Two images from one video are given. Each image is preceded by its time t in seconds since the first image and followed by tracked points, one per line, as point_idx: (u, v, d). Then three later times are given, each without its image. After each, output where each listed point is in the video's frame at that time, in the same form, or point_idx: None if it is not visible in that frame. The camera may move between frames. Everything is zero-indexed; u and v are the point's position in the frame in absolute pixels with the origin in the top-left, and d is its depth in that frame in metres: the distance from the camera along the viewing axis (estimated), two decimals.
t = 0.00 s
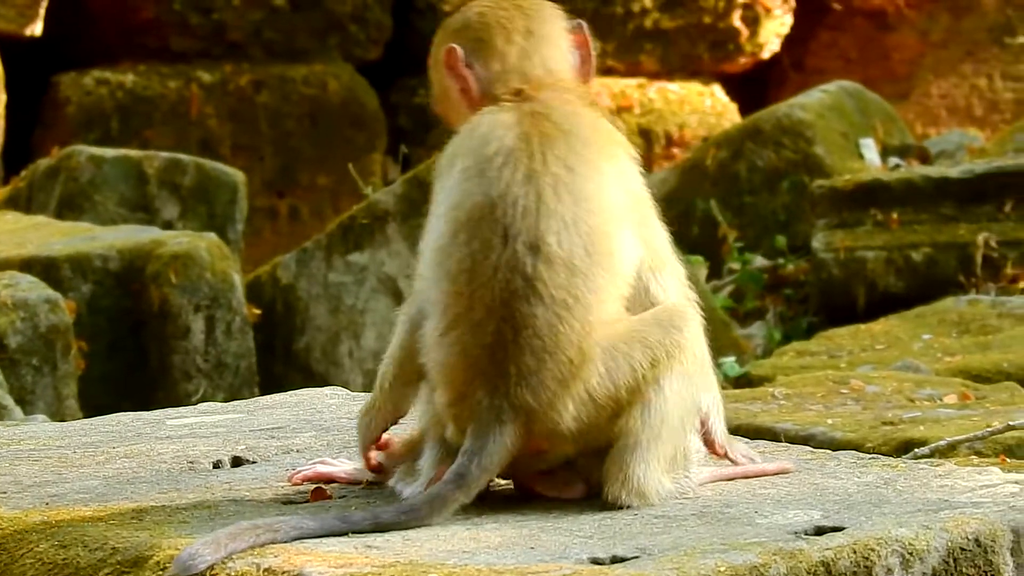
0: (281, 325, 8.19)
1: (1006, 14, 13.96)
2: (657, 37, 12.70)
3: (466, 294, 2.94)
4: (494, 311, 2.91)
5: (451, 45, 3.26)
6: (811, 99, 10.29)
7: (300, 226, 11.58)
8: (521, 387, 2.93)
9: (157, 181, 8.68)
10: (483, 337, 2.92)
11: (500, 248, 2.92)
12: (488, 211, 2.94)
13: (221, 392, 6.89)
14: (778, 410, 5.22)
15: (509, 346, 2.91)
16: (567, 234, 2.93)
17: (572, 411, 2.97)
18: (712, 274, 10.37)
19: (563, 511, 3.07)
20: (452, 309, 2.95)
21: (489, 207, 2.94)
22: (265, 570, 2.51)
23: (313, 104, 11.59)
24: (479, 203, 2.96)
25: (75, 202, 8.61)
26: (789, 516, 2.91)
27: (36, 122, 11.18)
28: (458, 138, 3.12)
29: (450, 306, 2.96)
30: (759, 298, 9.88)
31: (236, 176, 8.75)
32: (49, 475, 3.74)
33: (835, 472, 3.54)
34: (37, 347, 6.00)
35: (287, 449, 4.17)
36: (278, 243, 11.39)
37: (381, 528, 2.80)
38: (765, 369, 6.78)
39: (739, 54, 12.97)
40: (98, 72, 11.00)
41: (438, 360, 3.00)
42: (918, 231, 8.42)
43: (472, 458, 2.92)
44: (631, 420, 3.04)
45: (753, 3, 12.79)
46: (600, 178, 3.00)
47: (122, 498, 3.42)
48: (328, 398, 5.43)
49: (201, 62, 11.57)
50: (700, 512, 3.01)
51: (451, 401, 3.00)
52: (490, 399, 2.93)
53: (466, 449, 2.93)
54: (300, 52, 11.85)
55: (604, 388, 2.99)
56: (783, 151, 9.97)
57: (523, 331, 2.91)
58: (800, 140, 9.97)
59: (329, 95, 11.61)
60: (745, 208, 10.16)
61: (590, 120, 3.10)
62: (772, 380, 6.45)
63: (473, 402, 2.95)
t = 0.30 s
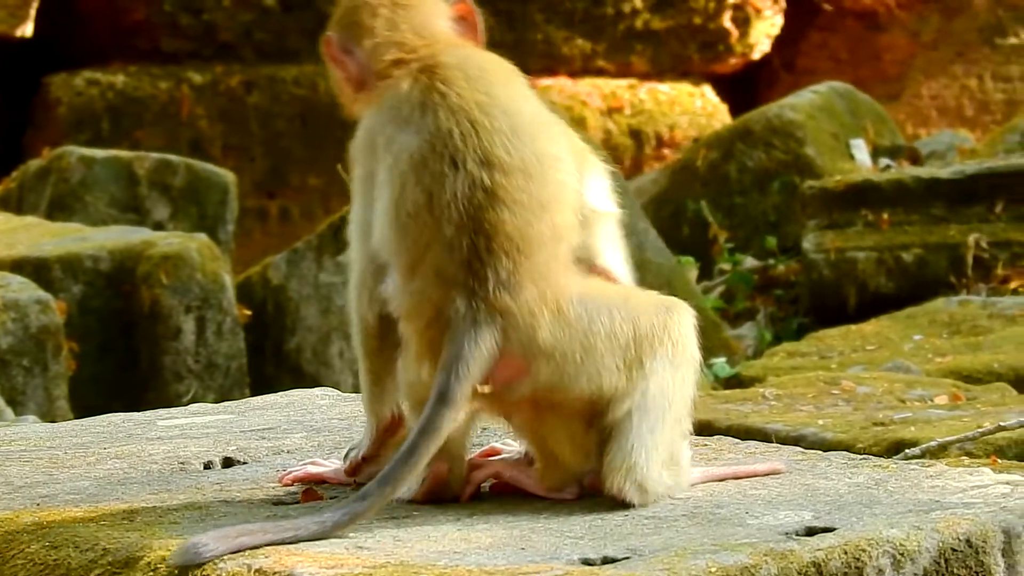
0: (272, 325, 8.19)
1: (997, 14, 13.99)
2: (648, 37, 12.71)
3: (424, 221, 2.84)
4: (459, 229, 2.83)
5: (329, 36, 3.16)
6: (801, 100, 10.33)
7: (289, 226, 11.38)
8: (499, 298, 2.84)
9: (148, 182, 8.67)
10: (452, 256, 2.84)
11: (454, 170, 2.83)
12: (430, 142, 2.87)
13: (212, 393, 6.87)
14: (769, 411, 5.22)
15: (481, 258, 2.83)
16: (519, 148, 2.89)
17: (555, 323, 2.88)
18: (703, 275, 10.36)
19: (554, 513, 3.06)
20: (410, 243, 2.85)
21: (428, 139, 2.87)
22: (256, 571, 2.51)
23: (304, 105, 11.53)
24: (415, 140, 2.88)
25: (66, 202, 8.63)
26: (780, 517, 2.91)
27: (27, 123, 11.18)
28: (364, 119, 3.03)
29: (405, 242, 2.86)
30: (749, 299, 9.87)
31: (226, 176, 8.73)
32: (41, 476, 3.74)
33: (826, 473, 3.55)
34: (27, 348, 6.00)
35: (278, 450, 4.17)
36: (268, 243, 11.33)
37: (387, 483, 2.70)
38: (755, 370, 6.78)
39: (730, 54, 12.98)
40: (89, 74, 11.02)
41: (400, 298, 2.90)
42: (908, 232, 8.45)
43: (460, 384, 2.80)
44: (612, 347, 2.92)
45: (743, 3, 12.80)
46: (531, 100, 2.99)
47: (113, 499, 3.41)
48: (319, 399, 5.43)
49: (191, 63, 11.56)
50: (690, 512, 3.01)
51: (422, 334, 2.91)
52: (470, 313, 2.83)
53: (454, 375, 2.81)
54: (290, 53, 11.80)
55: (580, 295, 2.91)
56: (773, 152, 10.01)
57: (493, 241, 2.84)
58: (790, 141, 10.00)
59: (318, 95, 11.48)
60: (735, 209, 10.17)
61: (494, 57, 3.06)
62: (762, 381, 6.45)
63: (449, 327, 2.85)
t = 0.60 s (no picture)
0: (267, 328, 8.19)
1: (991, 16, 14.03)
2: (643, 39, 12.72)
3: (365, 176, 2.95)
4: (398, 177, 2.94)
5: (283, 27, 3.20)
6: (795, 102, 10.35)
7: (284, 228, 11.37)
8: (450, 238, 2.98)
9: (143, 184, 8.65)
10: (396, 206, 2.95)
11: (381, 121, 2.94)
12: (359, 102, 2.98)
13: (208, 395, 6.84)
14: (763, 413, 5.22)
15: (424, 202, 2.94)
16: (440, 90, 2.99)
17: (516, 253, 3.05)
18: (698, 276, 10.34)
19: (549, 515, 3.06)
20: (355, 195, 2.96)
21: (358, 100, 2.98)
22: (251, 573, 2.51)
23: (298, 107, 11.50)
24: (346, 105, 3.00)
25: (60, 204, 8.64)
26: (775, 519, 2.92)
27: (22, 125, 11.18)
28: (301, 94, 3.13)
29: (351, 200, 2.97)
30: (744, 300, 9.85)
31: (221, 178, 8.72)
32: (36, 478, 3.73)
33: (822, 475, 3.55)
34: (23, 350, 5.99)
35: (273, 451, 4.17)
36: (263, 245, 11.28)
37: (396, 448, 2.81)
38: (751, 372, 6.78)
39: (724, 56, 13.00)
40: (83, 75, 11.03)
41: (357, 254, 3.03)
42: (903, 233, 8.46)
43: (429, 330, 2.95)
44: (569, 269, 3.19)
45: (738, 5, 12.82)
46: (447, 47, 3.09)
47: (108, 501, 3.41)
48: (314, 401, 5.43)
49: (186, 65, 11.55)
50: (686, 515, 3.01)
51: (384, 287, 3.03)
52: (425, 257, 2.96)
53: (424, 322, 2.96)
54: (285, 56, 11.78)
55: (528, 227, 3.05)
56: (767, 154, 10.03)
57: (433, 184, 2.95)
58: (785, 143, 10.04)
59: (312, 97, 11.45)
60: (730, 210, 10.17)
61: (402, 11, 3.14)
62: (758, 383, 6.45)
63: (407, 275, 2.98)
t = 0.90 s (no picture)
0: (263, 330, 8.20)
1: (987, 16, 14.04)
2: (638, 41, 12.71)
3: (361, 108, 3.11)
4: (396, 101, 3.11)
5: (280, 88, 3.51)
6: (790, 103, 10.36)
7: (280, 230, 11.37)
8: (451, 141, 3.06)
9: (138, 187, 8.64)
10: (395, 123, 3.07)
11: (374, 64, 3.16)
12: (350, 64, 3.22)
13: (203, 398, 6.81)
14: (760, 414, 5.23)
15: (424, 115, 3.08)
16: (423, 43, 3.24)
17: (515, 184, 3.13)
18: (693, 278, 10.35)
19: (546, 517, 3.06)
20: (354, 124, 3.10)
21: (347, 65, 3.22)
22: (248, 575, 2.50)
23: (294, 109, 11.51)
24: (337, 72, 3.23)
25: (56, 208, 8.65)
26: (771, 520, 2.92)
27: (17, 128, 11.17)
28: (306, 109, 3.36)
29: (347, 142, 3.11)
30: (739, 302, 9.84)
31: (217, 180, 8.72)
32: (32, 481, 3.73)
33: (818, 476, 3.55)
34: (18, 353, 5.98)
35: (269, 453, 4.17)
36: (258, 247, 11.31)
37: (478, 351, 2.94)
38: (747, 373, 6.78)
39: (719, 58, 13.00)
40: (79, 78, 11.02)
41: (355, 191, 3.10)
42: (899, 234, 8.46)
43: (448, 224, 2.97)
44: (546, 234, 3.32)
45: (733, 6, 12.83)
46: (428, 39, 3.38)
47: (104, 503, 3.40)
48: (310, 403, 5.43)
49: (181, 68, 11.54)
50: (682, 517, 3.01)
51: (387, 209, 3.06)
52: (428, 159, 3.03)
53: (440, 218, 2.98)
54: (280, 58, 11.78)
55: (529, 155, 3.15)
56: (762, 155, 10.05)
57: (431, 103, 3.10)
58: (780, 143, 10.05)
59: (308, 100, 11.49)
60: (726, 212, 10.18)
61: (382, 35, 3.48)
62: (754, 384, 6.46)
63: (411, 183, 3.02)
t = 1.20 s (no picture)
0: (264, 332, 8.20)
1: (988, 19, 14.06)
2: (640, 44, 12.71)
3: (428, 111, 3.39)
4: (458, 110, 3.38)
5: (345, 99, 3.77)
6: (792, 106, 10.35)
7: (282, 234, 11.41)
8: (499, 148, 3.30)
9: (139, 189, 8.64)
10: (457, 125, 3.33)
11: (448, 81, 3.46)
12: (424, 79, 3.52)
13: (205, 401, 6.85)
14: (761, 417, 5.23)
15: (485, 123, 3.35)
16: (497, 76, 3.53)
17: (554, 208, 3.34)
18: (695, 281, 10.35)
19: (547, 520, 3.07)
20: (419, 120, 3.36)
21: (423, 78, 3.51)
22: None
23: (295, 111, 11.52)
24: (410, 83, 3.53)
25: (58, 210, 8.63)
26: (773, 523, 2.92)
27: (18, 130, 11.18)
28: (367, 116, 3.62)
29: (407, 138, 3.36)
30: (741, 305, 9.84)
31: (218, 183, 8.71)
32: (34, 484, 3.73)
33: (820, 479, 3.55)
34: (20, 355, 5.99)
35: (271, 457, 4.17)
36: (260, 250, 11.35)
37: (455, 319, 3.06)
38: (748, 376, 6.78)
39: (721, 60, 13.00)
40: (80, 80, 11.02)
41: (405, 178, 3.32)
42: (901, 237, 8.46)
43: (477, 213, 3.17)
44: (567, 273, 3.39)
45: (734, 9, 12.85)
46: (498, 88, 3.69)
47: (106, 506, 3.40)
48: (312, 405, 5.43)
49: (183, 70, 11.53)
50: (683, 519, 3.01)
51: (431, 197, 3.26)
52: (480, 157, 3.27)
53: (471, 204, 3.18)
54: (281, 60, 11.78)
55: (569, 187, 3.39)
56: (763, 157, 10.05)
57: (494, 117, 3.38)
58: (782, 147, 10.06)
59: (310, 102, 11.52)
60: (727, 215, 10.18)
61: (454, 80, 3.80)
62: (755, 387, 6.46)
63: (459, 174, 3.25)
